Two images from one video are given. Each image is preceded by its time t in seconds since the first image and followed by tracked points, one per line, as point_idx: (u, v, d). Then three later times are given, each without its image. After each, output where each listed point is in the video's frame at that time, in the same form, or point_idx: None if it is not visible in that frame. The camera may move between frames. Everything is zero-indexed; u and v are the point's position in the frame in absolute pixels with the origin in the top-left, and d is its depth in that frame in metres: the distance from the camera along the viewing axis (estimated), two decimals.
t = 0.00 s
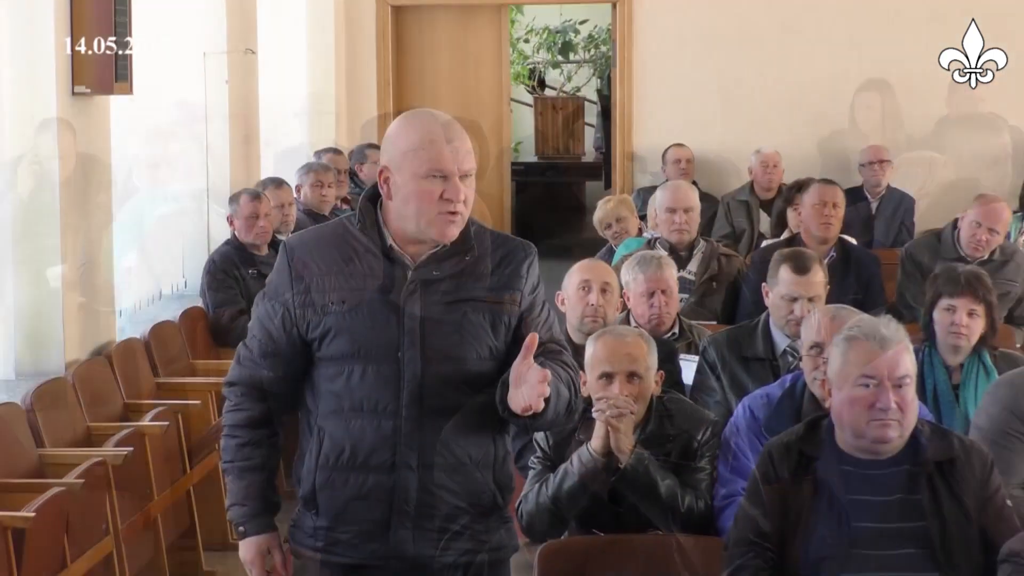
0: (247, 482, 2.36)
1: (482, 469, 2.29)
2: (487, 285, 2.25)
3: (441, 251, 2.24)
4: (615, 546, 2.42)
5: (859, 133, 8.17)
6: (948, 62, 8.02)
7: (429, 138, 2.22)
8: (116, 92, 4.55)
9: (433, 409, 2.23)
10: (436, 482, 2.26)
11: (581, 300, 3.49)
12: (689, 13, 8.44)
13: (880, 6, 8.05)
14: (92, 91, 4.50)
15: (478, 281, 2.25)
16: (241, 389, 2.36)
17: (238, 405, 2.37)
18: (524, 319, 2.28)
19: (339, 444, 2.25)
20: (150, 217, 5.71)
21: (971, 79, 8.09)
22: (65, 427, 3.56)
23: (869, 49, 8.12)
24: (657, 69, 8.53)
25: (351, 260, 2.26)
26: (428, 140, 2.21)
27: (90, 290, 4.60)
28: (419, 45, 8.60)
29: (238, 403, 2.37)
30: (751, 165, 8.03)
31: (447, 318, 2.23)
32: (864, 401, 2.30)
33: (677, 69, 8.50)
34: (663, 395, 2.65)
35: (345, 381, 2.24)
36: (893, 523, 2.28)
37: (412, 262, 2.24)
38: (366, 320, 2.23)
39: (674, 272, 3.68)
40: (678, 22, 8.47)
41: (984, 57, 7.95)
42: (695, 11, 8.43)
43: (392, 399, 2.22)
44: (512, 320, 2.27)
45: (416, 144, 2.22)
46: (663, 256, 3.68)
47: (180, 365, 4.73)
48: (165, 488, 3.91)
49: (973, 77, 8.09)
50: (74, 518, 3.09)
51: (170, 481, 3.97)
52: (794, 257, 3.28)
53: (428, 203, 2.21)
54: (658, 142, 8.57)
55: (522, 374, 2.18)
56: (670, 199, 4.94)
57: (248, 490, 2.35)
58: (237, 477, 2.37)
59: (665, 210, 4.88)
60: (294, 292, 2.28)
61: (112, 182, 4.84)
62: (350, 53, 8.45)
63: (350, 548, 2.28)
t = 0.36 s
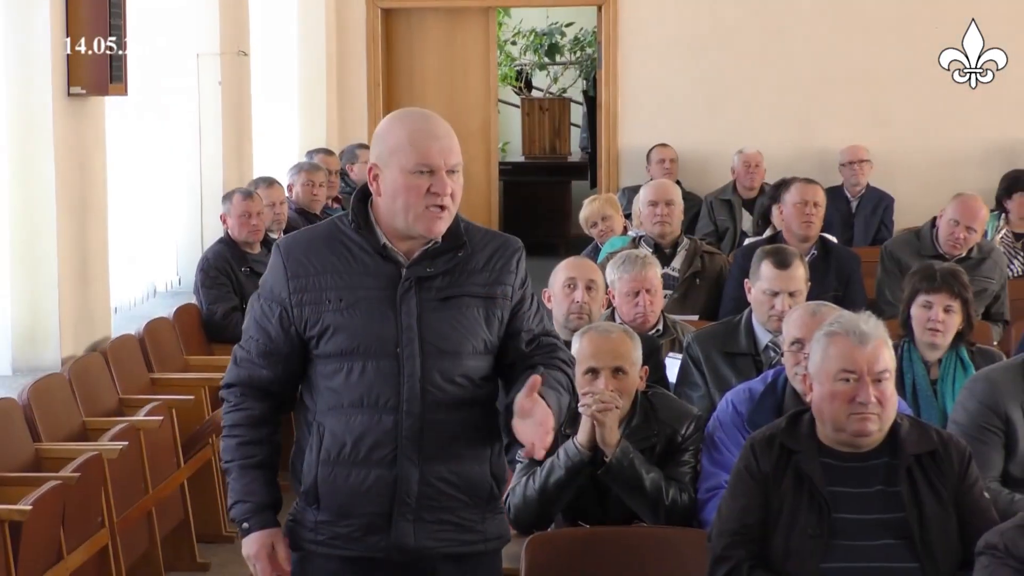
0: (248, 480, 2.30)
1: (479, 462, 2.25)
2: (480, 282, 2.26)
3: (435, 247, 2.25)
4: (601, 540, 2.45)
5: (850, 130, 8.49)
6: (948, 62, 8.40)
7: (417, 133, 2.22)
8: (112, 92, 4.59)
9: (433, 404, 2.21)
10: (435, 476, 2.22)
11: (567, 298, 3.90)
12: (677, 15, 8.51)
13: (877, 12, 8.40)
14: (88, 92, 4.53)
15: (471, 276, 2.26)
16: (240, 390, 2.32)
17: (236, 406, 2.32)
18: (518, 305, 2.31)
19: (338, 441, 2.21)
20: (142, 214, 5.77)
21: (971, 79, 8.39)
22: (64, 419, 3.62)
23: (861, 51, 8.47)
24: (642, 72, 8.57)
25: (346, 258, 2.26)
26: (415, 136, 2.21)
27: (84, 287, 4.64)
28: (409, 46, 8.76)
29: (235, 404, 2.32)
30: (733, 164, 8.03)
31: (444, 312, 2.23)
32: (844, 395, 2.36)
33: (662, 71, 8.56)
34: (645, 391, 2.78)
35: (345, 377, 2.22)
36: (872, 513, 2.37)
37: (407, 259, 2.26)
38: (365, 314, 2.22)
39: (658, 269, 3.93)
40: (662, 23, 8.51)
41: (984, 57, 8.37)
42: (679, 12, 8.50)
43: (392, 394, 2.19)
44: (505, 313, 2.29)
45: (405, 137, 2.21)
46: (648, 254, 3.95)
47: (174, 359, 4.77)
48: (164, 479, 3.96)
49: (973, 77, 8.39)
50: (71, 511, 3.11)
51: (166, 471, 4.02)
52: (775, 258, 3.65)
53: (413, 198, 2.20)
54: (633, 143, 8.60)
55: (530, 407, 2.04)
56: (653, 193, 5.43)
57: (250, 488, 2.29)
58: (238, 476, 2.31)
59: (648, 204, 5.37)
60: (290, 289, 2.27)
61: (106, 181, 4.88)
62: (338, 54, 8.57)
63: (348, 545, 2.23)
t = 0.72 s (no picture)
0: (232, 450, 2.30)
1: (465, 451, 2.29)
2: (467, 273, 2.31)
3: (423, 241, 2.29)
4: (585, 531, 2.49)
5: (838, 130, 8.62)
6: (948, 62, 8.52)
7: (407, 132, 2.26)
8: (103, 91, 4.62)
9: (424, 393, 2.26)
10: (423, 464, 2.26)
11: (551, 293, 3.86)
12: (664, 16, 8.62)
13: (869, 13, 8.53)
14: (79, 90, 4.56)
15: (460, 268, 2.31)
16: (224, 369, 2.35)
17: (218, 385, 2.34)
18: (508, 289, 2.34)
19: (327, 429, 2.26)
20: (133, 210, 5.82)
21: (971, 79, 8.51)
22: (54, 413, 3.65)
23: (852, 50, 8.57)
24: (629, 70, 8.68)
25: (337, 251, 2.31)
26: (405, 133, 2.26)
27: (76, 283, 4.68)
28: (395, 45, 8.82)
29: (221, 382, 2.34)
30: (714, 162, 8.22)
31: (433, 305, 2.29)
32: (822, 387, 2.41)
33: (649, 69, 8.67)
34: (627, 384, 2.83)
35: (335, 367, 2.26)
36: (850, 504, 2.42)
37: (396, 252, 2.31)
38: (356, 306, 2.27)
39: (639, 263, 3.96)
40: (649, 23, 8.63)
41: (984, 57, 8.49)
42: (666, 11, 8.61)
43: (382, 382, 2.24)
44: (492, 303, 2.33)
45: (397, 138, 2.26)
46: (629, 247, 3.97)
47: (165, 353, 4.82)
48: (154, 472, 4.01)
49: (973, 77, 8.52)
50: (62, 502, 3.14)
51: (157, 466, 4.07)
52: (753, 253, 3.70)
53: (405, 193, 2.25)
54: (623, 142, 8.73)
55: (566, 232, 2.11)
56: (633, 190, 5.49)
57: (236, 454, 2.29)
58: (222, 445, 2.30)
59: (629, 200, 5.45)
60: (281, 277, 2.31)
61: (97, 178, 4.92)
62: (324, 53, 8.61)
63: (339, 533, 2.28)
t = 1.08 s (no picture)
0: (231, 452, 2.35)
1: (453, 438, 2.34)
2: (450, 262, 2.36)
3: (410, 237, 2.35)
4: (570, 521, 2.54)
5: (827, 129, 8.68)
6: (948, 62, 8.58)
7: (395, 128, 2.31)
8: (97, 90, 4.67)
9: (411, 383, 2.31)
10: (412, 452, 2.31)
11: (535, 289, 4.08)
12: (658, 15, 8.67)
13: (862, 13, 8.58)
14: (74, 89, 4.61)
15: (443, 257, 2.36)
16: (220, 370, 2.40)
17: (217, 386, 2.39)
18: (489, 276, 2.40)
19: (318, 420, 2.30)
20: (126, 207, 5.86)
21: (971, 79, 8.56)
22: (49, 406, 3.70)
23: (846, 51, 8.63)
24: (620, 69, 8.73)
25: (325, 246, 2.36)
26: (395, 129, 2.30)
27: (70, 279, 4.72)
28: (384, 44, 8.87)
29: (218, 384, 2.39)
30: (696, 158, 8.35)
31: (418, 296, 2.34)
32: (802, 381, 2.45)
33: (640, 67, 8.72)
34: (610, 376, 2.91)
35: (324, 360, 2.31)
36: (829, 496, 2.47)
37: (384, 247, 2.36)
38: (344, 300, 2.32)
39: (627, 258, 4.04)
40: (642, 22, 8.68)
41: (984, 57, 8.54)
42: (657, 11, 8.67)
43: (370, 374, 2.29)
44: (475, 289, 2.39)
45: (385, 134, 2.30)
46: (618, 242, 4.06)
47: (157, 346, 4.87)
48: (147, 463, 4.05)
49: (973, 77, 8.57)
50: (57, 494, 3.19)
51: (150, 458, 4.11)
52: (730, 244, 3.84)
53: (393, 189, 2.29)
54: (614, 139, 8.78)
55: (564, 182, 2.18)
56: (617, 186, 5.58)
57: (233, 459, 2.34)
58: (222, 450, 2.35)
59: (614, 196, 5.53)
60: (271, 275, 2.36)
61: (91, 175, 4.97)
62: (314, 51, 8.66)
63: (331, 523, 2.32)
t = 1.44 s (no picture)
0: (200, 455, 2.42)
1: (427, 431, 2.39)
2: (429, 260, 2.41)
3: (388, 231, 2.39)
4: (544, 509, 2.60)
5: (813, 127, 8.75)
6: (948, 62, 8.66)
7: (371, 125, 2.36)
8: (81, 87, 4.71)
9: (386, 375, 2.35)
10: (386, 444, 2.36)
11: (510, 285, 4.13)
12: (649, 13, 8.72)
13: (860, 12, 8.65)
14: (57, 86, 4.65)
15: (422, 256, 2.40)
16: (201, 366, 2.45)
17: (198, 381, 2.44)
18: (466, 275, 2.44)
19: (294, 411, 2.36)
20: (108, 201, 5.91)
21: (971, 79, 8.66)
22: (35, 396, 3.74)
23: (841, 49, 8.69)
24: (613, 66, 8.78)
25: (304, 241, 2.40)
26: (371, 125, 2.36)
27: (54, 273, 4.76)
28: (363, 42, 8.91)
29: (199, 381, 2.45)
30: (670, 155, 8.35)
31: (395, 290, 2.38)
32: (772, 372, 2.50)
33: (633, 64, 8.77)
34: (586, 367, 2.97)
35: (301, 353, 2.36)
36: (799, 484, 2.53)
37: (362, 241, 2.40)
38: (322, 294, 2.36)
39: (604, 251, 4.17)
40: (637, 20, 8.73)
41: (984, 57, 8.64)
42: (652, 8, 8.71)
43: (345, 367, 2.34)
44: (453, 287, 2.43)
45: (362, 131, 2.36)
46: (595, 236, 4.19)
47: (139, 338, 4.92)
48: (131, 452, 4.10)
49: (973, 77, 8.67)
50: (42, 482, 3.23)
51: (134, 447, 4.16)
52: (702, 237, 3.98)
53: (372, 184, 2.35)
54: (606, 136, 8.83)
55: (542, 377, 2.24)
56: (592, 181, 5.80)
57: (202, 462, 2.41)
58: (193, 450, 2.42)
59: (590, 191, 5.74)
60: (252, 271, 2.41)
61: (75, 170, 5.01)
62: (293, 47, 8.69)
63: (304, 513, 2.37)
